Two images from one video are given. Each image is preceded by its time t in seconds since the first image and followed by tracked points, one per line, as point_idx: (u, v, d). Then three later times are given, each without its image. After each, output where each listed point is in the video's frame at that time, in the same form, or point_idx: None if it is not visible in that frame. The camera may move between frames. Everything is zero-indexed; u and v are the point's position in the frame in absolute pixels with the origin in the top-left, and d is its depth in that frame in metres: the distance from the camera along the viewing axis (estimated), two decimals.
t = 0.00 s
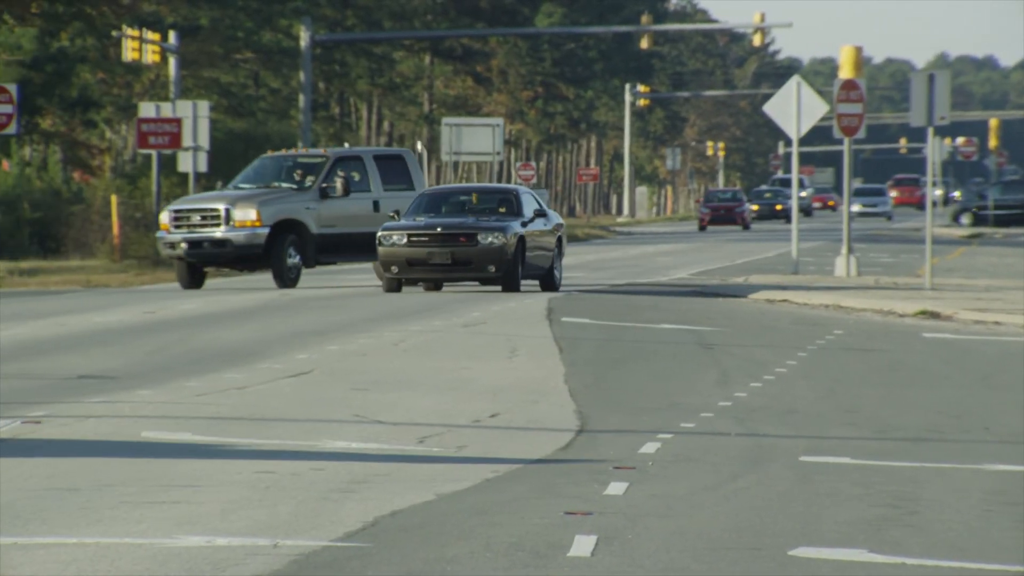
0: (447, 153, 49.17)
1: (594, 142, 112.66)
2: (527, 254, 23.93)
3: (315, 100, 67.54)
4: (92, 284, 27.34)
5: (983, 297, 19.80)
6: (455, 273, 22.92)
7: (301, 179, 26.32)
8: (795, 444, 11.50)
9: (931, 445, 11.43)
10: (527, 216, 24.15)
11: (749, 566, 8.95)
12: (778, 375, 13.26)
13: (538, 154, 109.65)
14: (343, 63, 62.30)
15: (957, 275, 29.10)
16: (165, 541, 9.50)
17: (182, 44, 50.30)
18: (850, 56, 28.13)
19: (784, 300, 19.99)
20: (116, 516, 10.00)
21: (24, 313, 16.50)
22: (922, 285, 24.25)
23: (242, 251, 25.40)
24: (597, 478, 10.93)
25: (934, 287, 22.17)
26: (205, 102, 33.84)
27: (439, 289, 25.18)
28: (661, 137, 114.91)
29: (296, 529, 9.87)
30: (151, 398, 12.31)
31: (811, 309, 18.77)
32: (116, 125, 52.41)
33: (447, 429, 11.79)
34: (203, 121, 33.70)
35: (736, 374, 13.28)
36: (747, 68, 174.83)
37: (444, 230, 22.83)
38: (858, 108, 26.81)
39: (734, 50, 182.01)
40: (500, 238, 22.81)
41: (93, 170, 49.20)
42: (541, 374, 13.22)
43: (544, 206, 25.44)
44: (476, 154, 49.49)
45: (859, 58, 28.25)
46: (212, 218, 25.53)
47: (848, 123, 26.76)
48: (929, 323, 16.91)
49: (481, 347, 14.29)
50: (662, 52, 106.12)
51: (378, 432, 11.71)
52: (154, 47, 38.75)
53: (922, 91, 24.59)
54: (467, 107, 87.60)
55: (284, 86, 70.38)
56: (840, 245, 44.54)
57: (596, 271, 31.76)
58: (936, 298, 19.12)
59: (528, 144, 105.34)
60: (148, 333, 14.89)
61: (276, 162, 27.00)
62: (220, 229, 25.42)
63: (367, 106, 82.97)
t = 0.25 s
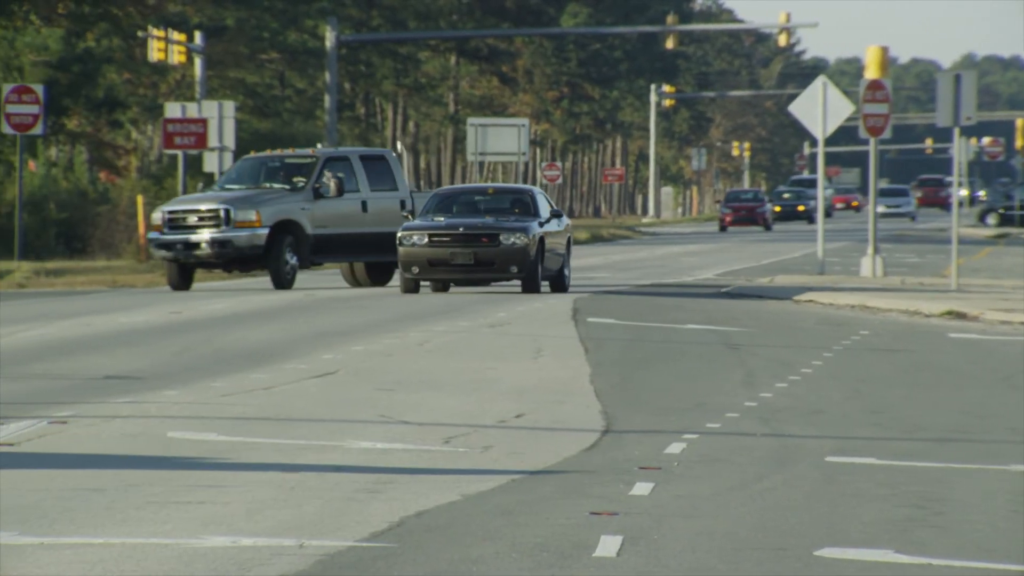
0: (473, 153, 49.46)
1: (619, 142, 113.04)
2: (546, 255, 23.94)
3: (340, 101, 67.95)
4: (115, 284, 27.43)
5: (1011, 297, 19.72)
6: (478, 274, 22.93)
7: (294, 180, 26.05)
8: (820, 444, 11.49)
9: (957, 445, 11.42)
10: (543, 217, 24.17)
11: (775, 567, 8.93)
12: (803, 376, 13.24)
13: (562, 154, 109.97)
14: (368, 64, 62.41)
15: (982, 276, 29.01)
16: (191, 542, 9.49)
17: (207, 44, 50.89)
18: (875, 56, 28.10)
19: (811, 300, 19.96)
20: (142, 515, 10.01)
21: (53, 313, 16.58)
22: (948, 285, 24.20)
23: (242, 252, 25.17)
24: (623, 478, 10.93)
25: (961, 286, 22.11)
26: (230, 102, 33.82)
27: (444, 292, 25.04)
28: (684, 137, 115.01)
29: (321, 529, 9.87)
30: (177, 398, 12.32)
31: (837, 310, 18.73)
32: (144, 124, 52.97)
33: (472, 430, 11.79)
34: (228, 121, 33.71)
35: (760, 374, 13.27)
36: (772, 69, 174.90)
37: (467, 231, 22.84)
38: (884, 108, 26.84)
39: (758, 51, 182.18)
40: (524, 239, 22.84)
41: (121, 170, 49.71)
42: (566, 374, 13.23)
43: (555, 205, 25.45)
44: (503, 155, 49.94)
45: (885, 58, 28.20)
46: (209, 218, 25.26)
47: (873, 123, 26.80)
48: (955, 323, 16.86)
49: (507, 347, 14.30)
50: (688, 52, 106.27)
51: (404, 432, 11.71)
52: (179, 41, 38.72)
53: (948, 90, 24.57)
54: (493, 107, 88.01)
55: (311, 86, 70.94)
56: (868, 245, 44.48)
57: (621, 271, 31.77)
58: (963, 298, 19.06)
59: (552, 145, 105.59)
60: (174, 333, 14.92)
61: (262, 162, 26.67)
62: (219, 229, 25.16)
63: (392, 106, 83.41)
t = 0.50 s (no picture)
0: (502, 153, 50.21)
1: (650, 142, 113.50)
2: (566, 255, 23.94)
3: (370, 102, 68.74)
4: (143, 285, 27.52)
5: None
6: (499, 274, 22.93)
7: (295, 180, 25.46)
8: (849, 444, 11.48)
9: (987, 446, 11.39)
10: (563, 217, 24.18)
11: (803, 568, 8.90)
12: (831, 376, 13.23)
13: (591, 154, 110.22)
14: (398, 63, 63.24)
15: (1012, 276, 28.91)
16: (220, 541, 9.47)
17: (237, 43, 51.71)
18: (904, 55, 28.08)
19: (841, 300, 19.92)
20: (171, 516, 10.00)
21: (85, 313, 16.65)
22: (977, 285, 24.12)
23: (253, 254, 24.44)
24: (652, 478, 10.92)
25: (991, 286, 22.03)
26: (260, 102, 34.30)
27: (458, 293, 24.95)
28: (712, 137, 114.95)
29: (349, 529, 9.84)
30: (207, 398, 12.34)
31: (868, 310, 18.69)
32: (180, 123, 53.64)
33: (502, 430, 11.78)
34: (258, 121, 34.16)
35: (789, 374, 13.25)
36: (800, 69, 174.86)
37: (489, 231, 22.85)
38: (913, 108, 27.02)
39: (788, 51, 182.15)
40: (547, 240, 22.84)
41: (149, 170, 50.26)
42: (595, 375, 13.23)
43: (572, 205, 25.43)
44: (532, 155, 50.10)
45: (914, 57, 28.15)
46: (217, 219, 24.51)
47: (903, 123, 26.98)
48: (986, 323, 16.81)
49: (537, 347, 14.29)
50: (718, 53, 106.61)
51: (434, 432, 11.71)
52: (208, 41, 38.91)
53: (977, 91, 24.55)
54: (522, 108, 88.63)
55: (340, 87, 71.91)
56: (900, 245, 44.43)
57: (651, 271, 31.66)
58: (996, 298, 18.99)
59: (582, 145, 105.81)
60: (203, 333, 14.95)
61: (256, 163, 26.05)
62: (228, 230, 24.42)
63: (422, 105, 83.88)
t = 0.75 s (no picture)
0: (554, 154, 50.18)
1: (700, 143, 113.73)
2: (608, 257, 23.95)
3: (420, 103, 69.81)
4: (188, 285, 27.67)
5: None
6: (541, 276, 22.95)
7: (324, 181, 25.17)
8: (900, 446, 11.45)
9: None
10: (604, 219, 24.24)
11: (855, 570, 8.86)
12: (880, 377, 13.20)
13: (642, 155, 110.29)
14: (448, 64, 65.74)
15: None
16: (271, 542, 9.46)
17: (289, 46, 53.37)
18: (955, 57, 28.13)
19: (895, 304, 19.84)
20: (222, 515, 10.01)
21: (138, 313, 16.76)
22: None
23: (289, 256, 24.16)
24: (702, 479, 10.92)
25: None
26: (310, 103, 35.58)
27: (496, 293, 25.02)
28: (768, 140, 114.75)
29: (400, 530, 9.83)
30: (258, 398, 12.39)
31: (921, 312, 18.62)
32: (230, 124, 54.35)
33: (553, 431, 11.80)
34: (308, 123, 35.43)
35: (839, 376, 13.23)
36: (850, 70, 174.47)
37: (531, 233, 22.88)
38: (965, 109, 27.42)
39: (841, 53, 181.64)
40: (589, 241, 22.85)
41: (200, 171, 50.75)
42: (645, 375, 13.25)
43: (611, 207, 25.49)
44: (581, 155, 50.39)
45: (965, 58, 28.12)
46: (252, 220, 24.22)
47: (955, 124, 27.33)
48: None
49: (588, 348, 14.32)
50: (769, 54, 106.65)
51: (485, 433, 11.72)
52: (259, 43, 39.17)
53: None
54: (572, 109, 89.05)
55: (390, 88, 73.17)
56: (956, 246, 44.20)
57: (702, 272, 31.60)
58: None
59: (633, 146, 105.93)
60: (255, 333, 15.03)
61: (279, 164, 25.70)
62: (264, 231, 24.13)
63: (473, 107, 84.52)
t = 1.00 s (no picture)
0: (588, 154, 52.14)
1: (733, 144, 114.07)
2: (635, 256, 23.99)
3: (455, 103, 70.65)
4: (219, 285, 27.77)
5: None
6: (568, 276, 23.00)
7: (343, 181, 24.96)
8: (934, 446, 11.43)
9: None
10: (630, 218, 24.28)
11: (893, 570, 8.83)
12: (914, 378, 13.18)
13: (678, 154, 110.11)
14: (483, 63, 67.50)
15: None
16: (307, 541, 9.43)
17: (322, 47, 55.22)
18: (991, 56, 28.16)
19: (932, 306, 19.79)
20: (255, 515, 9.99)
21: (173, 313, 16.82)
22: None
23: (316, 256, 23.99)
24: (737, 479, 10.90)
25: None
26: (345, 103, 35.76)
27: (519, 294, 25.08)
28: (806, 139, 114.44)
29: (434, 529, 9.79)
30: (291, 398, 12.40)
31: (959, 313, 18.60)
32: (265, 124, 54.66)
33: (588, 431, 11.79)
34: (342, 121, 35.67)
35: (872, 376, 13.22)
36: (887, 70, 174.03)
37: (557, 232, 22.94)
38: (1000, 108, 27.44)
39: (874, 53, 181.24)
40: (616, 241, 22.89)
41: (234, 170, 50.85)
42: (678, 375, 13.25)
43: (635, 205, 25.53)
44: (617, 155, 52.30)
45: (1002, 57, 28.10)
46: (277, 220, 24.00)
47: (990, 122, 27.35)
48: None
49: (623, 348, 14.33)
50: (803, 55, 106.81)
51: (520, 433, 11.72)
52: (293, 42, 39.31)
53: None
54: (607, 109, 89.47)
55: (426, 88, 73.98)
56: (995, 245, 44.11)
57: (737, 273, 31.62)
58: None
59: (668, 146, 105.80)
60: (291, 333, 15.06)
61: (291, 164, 25.43)
62: (290, 231, 23.94)
63: (509, 107, 85.08)
